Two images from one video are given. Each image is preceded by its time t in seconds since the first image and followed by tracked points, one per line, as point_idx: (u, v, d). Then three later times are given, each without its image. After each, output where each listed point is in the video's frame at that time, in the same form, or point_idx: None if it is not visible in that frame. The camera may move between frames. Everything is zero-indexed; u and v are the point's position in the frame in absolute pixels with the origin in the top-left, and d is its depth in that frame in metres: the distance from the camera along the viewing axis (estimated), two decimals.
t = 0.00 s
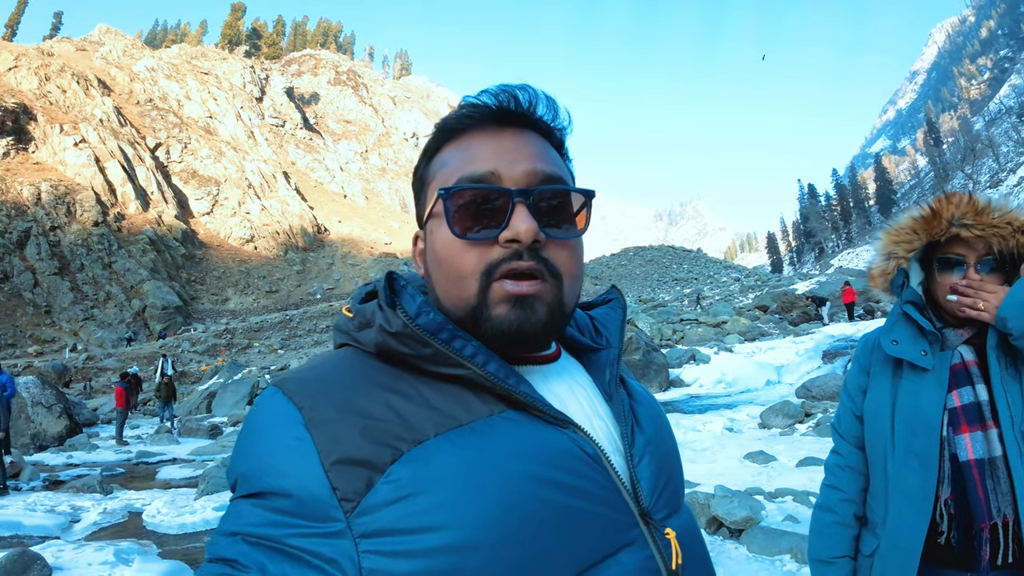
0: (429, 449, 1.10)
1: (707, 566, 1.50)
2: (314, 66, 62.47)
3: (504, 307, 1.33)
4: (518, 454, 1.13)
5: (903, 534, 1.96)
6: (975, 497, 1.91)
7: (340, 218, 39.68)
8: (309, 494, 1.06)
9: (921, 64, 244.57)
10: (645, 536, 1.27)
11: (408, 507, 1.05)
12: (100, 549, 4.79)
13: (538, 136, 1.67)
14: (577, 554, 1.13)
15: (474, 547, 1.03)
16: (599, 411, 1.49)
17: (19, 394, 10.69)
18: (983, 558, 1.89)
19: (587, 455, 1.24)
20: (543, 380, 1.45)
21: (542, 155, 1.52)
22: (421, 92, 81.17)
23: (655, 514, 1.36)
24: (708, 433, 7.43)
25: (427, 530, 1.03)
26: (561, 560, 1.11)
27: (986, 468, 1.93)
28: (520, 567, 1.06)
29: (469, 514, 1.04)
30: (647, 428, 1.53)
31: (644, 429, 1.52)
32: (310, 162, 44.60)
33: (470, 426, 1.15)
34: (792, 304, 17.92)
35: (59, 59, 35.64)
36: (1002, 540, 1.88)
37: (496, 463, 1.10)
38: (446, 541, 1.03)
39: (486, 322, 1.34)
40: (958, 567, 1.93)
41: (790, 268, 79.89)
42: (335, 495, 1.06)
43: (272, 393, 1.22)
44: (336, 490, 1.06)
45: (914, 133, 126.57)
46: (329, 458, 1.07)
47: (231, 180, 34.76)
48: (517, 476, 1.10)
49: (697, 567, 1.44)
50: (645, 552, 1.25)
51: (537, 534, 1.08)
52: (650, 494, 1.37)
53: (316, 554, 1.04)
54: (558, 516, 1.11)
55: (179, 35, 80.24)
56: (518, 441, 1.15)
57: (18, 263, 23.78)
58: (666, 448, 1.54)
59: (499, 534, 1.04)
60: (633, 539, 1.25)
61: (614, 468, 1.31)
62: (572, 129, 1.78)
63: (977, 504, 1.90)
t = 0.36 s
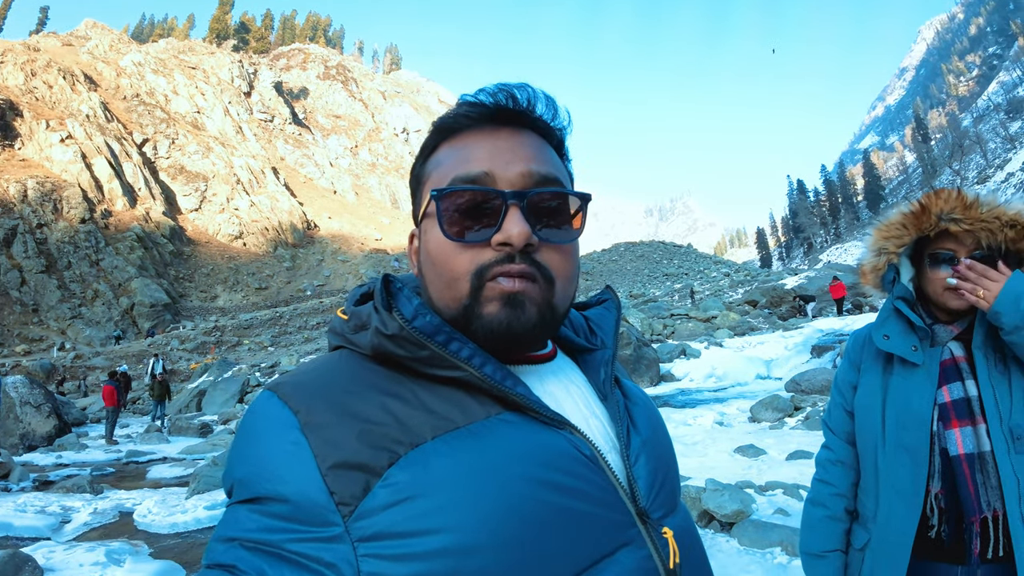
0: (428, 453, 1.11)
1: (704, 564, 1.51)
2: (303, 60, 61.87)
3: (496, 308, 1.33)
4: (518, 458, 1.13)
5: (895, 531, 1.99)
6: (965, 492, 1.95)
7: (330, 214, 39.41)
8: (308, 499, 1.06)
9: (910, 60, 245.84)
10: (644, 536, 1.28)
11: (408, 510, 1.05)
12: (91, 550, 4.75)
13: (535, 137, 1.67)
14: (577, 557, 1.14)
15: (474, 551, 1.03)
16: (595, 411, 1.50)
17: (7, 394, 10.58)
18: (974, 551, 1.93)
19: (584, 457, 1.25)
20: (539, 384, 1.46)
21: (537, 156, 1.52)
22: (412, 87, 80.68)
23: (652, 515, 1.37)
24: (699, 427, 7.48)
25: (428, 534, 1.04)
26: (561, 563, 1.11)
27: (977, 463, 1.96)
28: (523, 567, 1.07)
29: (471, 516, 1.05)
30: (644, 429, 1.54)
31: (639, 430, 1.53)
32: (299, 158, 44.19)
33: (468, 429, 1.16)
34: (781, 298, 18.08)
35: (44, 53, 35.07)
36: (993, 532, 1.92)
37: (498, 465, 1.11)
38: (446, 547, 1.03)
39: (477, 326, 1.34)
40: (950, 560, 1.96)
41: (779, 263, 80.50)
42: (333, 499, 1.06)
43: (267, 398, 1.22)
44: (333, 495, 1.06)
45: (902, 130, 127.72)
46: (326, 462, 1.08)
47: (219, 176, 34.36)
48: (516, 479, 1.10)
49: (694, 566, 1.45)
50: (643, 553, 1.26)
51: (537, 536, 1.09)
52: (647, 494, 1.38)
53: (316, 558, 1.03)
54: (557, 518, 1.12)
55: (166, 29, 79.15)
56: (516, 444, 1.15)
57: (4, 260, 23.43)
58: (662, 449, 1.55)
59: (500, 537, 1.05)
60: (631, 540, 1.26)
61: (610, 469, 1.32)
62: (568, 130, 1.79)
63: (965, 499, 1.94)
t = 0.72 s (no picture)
0: (422, 455, 1.11)
1: (698, 566, 1.52)
2: (297, 58, 61.64)
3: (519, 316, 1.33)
4: (512, 460, 1.13)
5: (890, 529, 2.01)
6: (959, 489, 1.97)
7: (325, 213, 39.30)
8: (302, 501, 1.06)
9: (904, 56, 246.39)
10: (638, 537, 1.29)
11: (403, 513, 1.05)
12: (88, 553, 4.73)
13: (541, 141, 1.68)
14: (572, 559, 1.15)
15: (467, 553, 1.04)
16: (590, 413, 1.51)
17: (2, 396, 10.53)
18: (970, 549, 1.94)
19: (578, 458, 1.25)
20: (539, 389, 1.46)
21: (550, 161, 1.53)
22: (407, 85, 80.41)
23: (647, 517, 1.37)
24: (696, 424, 7.51)
25: (421, 536, 1.04)
26: (554, 565, 1.12)
27: (971, 462, 1.98)
28: (517, 569, 1.07)
29: (463, 519, 1.05)
30: (638, 430, 1.55)
31: (635, 432, 1.53)
32: (294, 156, 44.01)
33: (462, 431, 1.16)
34: (777, 295, 18.17)
35: (36, 53, 34.83)
36: (987, 530, 1.93)
37: (493, 467, 1.11)
38: (439, 552, 1.03)
39: (496, 332, 1.34)
40: (944, 557, 1.98)
41: (775, 260, 80.73)
42: (326, 501, 1.06)
43: (260, 400, 1.22)
44: (327, 499, 1.06)
45: (897, 126, 128.26)
46: (319, 465, 1.08)
47: (214, 175, 34.19)
48: (510, 481, 1.11)
49: (689, 567, 1.46)
50: (637, 555, 1.27)
51: (532, 539, 1.09)
52: (641, 496, 1.39)
53: (309, 561, 1.04)
54: (551, 519, 1.13)
55: (159, 28, 78.74)
56: (509, 447, 1.15)
57: None
58: (656, 451, 1.55)
59: (494, 542, 1.05)
60: (626, 541, 1.26)
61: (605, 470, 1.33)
62: (574, 136, 1.80)
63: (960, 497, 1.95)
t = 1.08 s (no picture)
0: (417, 450, 1.11)
1: (693, 563, 1.52)
2: (295, 60, 61.65)
3: (523, 314, 1.34)
4: (508, 456, 1.13)
5: (888, 526, 2.01)
6: (956, 485, 1.97)
7: (324, 214, 39.26)
8: (300, 497, 1.06)
9: (903, 56, 246.35)
10: (633, 531, 1.29)
11: (401, 508, 1.05)
12: (87, 555, 4.72)
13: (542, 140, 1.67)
14: (566, 553, 1.15)
15: (463, 548, 1.04)
16: (586, 409, 1.51)
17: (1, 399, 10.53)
18: (966, 545, 1.94)
19: (575, 453, 1.25)
20: (535, 385, 1.46)
21: (553, 163, 1.53)
22: (405, 86, 80.31)
23: (642, 511, 1.38)
24: (695, 423, 7.50)
25: (416, 531, 1.04)
26: (547, 562, 1.12)
27: (967, 458, 1.98)
28: (512, 567, 1.07)
29: (459, 515, 1.05)
30: (634, 426, 1.55)
31: (630, 428, 1.54)
32: (292, 158, 43.96)
33: (458, 426, 1.16)
34: (776, 295, 18.18)
35: (35, 56, 34.82)
36: (984, 526, 1.94)
37: (490, 462, 1.11)
38: (436, 546, 1.03)
39: (500, 331, 1.35)
40: (941, 553, 1.98)
41: (774, 259, 80.82)
42: (324, 496, 1.06)
43: (258, 395, 1.22)
44: (324, 494, 1.06)
45: (896, 125, 128.47)
46: (317, 460, 1.08)
47: (212, 177, 34.14)
48: (507, 476, 1.11)
49: (683, 563, 1.46)
50: (633, 549, 1.27)
51: (528, 535, 1.10)
52: (637, 491, 1.39)
53: (306, 556, 1.04)
54: (546, 514, 1.13)
55: (158, 29, 78.64)
56: (504, 443, 1.15)
57: None
58: (654, 447, 1.56)
59: (489, 539, 1.05)
60: (621, 536, 1.26)
61: (600, 464, 1.32)
62: (576, 137, 1.80)
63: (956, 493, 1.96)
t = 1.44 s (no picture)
0: (421, 446, 1.11)
1: (698, 560, 1.51)
2: (295, 63, 61.79)
3: (517, 306, 1.34)
4: (511, 450, 1.13)
5: (889, 525, 2.00)
6: (960, 484, 1.97)
7: (324, 217, 39.26)
8: (302, 494, 1.06)
9: (902, 56, 246.45)
10: (637, 529, 1.28)
11: (403, 504, 1.05)
12: (89, 557, 4.72)
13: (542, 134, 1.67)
14: (570, 552, 1.14)
15: (464, 545, 1.03)
16: (589, 405, 1.51)
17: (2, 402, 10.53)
18: (967, 546, 1.94)
19: (578, 449, 1.24)
20: (536, 378, 1.46)
21: (550, 155, 1.53)
22: (405, 88, 80.44)
23: (647, 508, 1.37)
24: (696, 424, 7.51)
25: (419, 527, 1.03)
26: (549, 561, 1.11)
27: (967, 458, 1.98)
28: (514, 565, 1.07)
29: (461, 510, 1.04)
30: (638, 422, 1.55)
31: (633, 424, 1.53)
32: (292, 160, 43.98)
33: (460, 423, 1.16)
34: (776, 295, 18.22)
35: (35, 60, 34.89)
36: (986, 526, 1.94)
37: (496, 457, 1.11)
38: (436, 547, 1.03)
39: (496, 325, 1.35)
40: (942, 553, 1.98)
41: (774, 260, 80.83)
42: (326, 493, 1.06)
43: (259, 391, 1.23)
44: (326, 490, 1.06)
45: (895, 126, 128.56)
46: (320, 457, 1.08)
47: (212, 180, 34.16)
48: (509, 471, 1.11)
49: (688, 560, 1.45)
50: (638, 545, 1.27)
51: (532, 535, 1.09)
52: (641, 487, 1.39)
53: (308, 552, 1.04)
54: (550, 510, 1.13)
55: (157, 33, 78.80)
56: (506, 440, 1.15)
57: None
58: (658, 443, 1.55)
59: (491, 538, 1.05)
60: (624, 533, 1.26)
61: (604, 461, 1.32)
62: (573, 130, 1.80)
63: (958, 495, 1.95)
